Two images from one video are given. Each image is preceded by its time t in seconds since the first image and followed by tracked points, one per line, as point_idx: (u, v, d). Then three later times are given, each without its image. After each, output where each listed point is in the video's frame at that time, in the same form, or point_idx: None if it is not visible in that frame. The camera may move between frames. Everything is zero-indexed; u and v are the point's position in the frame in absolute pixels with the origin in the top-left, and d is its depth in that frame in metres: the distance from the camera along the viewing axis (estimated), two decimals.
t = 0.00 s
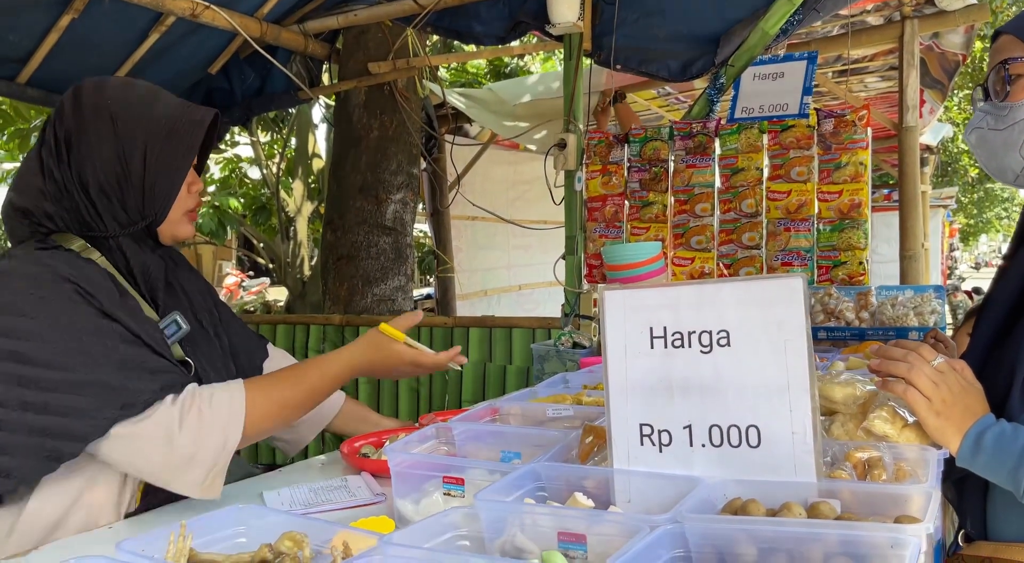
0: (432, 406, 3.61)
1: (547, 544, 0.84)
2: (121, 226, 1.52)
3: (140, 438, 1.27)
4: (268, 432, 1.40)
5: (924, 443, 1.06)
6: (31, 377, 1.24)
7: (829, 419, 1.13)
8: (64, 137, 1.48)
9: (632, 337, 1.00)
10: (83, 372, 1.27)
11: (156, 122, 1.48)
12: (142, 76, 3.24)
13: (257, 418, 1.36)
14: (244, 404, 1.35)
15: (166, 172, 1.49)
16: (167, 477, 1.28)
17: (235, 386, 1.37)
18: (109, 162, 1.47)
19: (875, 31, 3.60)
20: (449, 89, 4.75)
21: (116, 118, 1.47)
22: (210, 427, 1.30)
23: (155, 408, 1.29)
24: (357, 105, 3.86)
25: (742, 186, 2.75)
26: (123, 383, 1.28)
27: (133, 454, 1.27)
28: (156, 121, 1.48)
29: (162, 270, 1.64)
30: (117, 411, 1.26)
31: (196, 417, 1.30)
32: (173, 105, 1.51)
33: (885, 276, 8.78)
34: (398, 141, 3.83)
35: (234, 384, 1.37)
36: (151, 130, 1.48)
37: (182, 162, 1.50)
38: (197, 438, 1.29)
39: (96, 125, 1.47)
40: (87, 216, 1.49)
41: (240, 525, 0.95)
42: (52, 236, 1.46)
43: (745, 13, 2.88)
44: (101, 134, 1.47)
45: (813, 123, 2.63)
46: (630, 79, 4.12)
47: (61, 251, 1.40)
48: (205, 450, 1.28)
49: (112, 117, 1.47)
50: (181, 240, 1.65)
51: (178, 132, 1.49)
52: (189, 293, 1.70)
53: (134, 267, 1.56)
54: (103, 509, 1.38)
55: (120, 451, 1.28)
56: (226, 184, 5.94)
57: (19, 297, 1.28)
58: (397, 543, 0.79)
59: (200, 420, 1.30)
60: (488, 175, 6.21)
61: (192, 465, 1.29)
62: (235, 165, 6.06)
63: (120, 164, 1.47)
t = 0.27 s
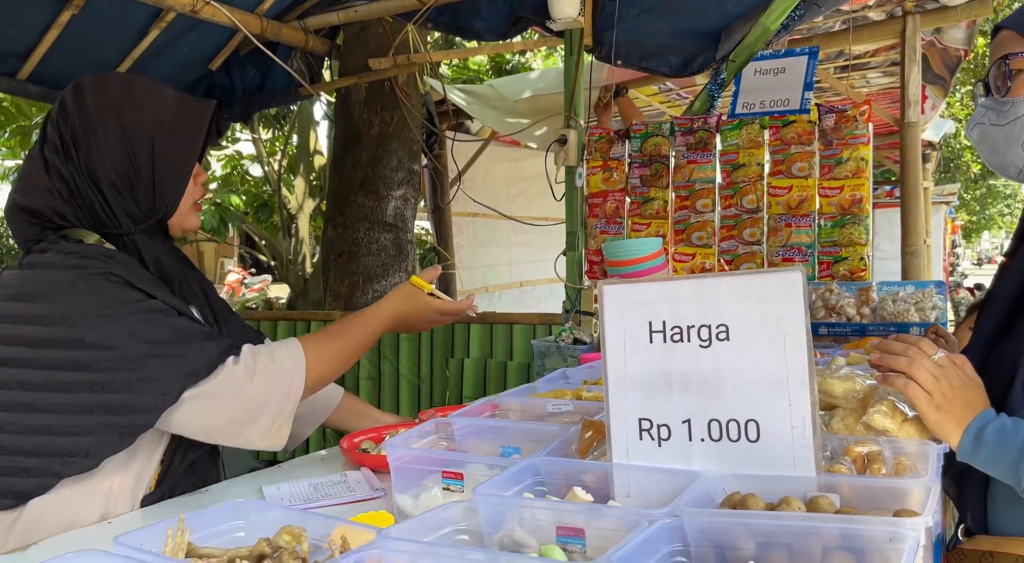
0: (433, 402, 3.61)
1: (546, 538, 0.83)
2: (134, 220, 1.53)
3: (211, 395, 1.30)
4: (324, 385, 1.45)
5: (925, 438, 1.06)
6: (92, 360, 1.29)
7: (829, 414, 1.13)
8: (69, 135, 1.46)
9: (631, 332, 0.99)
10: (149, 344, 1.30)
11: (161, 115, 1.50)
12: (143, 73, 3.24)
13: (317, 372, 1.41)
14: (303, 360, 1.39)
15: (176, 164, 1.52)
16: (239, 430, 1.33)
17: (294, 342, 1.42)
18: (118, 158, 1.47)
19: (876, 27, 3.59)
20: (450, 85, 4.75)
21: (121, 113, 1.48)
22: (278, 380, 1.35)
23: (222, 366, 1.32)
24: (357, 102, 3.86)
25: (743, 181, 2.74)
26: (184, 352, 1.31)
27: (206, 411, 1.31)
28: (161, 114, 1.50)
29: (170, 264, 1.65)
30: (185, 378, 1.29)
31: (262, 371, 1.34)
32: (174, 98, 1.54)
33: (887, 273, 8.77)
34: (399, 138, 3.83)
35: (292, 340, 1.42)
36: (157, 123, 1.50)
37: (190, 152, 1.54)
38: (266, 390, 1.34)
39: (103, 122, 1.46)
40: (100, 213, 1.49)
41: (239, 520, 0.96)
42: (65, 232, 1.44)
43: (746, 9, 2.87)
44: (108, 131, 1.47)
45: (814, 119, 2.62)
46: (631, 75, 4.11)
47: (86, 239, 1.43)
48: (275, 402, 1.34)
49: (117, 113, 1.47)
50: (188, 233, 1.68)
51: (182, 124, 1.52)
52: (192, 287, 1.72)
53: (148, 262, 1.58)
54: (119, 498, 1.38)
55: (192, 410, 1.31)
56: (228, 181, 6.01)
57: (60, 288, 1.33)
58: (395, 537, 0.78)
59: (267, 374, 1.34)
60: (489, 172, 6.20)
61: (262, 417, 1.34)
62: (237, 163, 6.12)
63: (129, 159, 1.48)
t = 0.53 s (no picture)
0: (434, 399, 3.62)
1: (546, 535, 0.84)
2: (142, 216, 1.54)
3: (226, 395, 1.33)
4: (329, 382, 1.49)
5: (924, 435, 1.06)
6: (108, 359, 1.29)
7: (828, 411, 1.13)
8: (73, 134, 1.45)
9: (631, 329, 0.99)
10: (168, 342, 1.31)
11: (163, 110, 1.48)
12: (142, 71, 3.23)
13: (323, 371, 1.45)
14: (313, 360, 1.43)
15: (179, 158, 1.50)
16: (253, 428, 1.36)
17: (301, 342, 1.45)
18: (123, 155, 1.46)
19: (877, 23, 3.58)
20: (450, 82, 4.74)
21: (123, 110, 1.46)
22: (288, 380, 1.38)
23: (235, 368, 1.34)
24: (357, 99, 3.85)
25: (743, 178, 2.72)
26: (201, 352, 1.32)
27: (221, 410, 1.34)
28: (163, 110, 1.48)
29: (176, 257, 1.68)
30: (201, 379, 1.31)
31: (274, 372, 1.37)
32: (173, 91, 1.51)
33: (888, 269, 8.76)
34: (399, 135, 3.83)
35: (299, 341, 1.45)
36: (159, 120, 1.48)
37: (194, 149, 1.51)
38: (279, 390, 1.37)
39: (106, 120, 1.45)
40: (109, 211, 1.50)
41: (239, 517, 0.96)
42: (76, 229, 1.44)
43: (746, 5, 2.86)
44: (111, 129, 1.46)
45: (814, 116, 2.61)
46: (631, 72, 4.11)
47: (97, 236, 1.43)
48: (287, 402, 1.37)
49: (119, 110, 1.46)
50: (195, 226, 1.67)
51: (184, 119, 1.50)
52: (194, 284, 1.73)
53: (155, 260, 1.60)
54: (134, 491, 1.39)
55: (208, 409, 1.34)
56: (229, 178, 6.00)
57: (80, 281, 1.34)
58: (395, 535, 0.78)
59: (278, 374, 1.37)
60: (490, 169, 6.20)
61: (275, 416, 1.37)
62: (237, 160, 6.12)
63: (134, 156, 1.48)
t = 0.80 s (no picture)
0: (434, 395, 3.62)
1: (546, 530, 0.84)
2: (130, 210, 1.54)
3: (121, 454, 1.23)
4: (241, 462, 1.36)
5: (925, 430, 1.06)
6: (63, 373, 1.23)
7: (828, 406, 1.13)
8: (62, 130, 1.50)
9: (631, 324, 0.99)
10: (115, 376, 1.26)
11: (140, 103, 1.48)
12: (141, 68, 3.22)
13: (235, 451, 1.33)
14: (225, 431, 1.32)
15: (157, 150, 1.48)
16: (143, 501, 1.23)
17: (220, 417, 1.35)
18: (103, 149, 1.49)
19: (878, 19, 3.57)
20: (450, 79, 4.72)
21: (103, 105, 1.48)
22: (189, 456, 1.26)
23: (141, 427, 1.25)
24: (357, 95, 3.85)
25: (744, 174, 2.72)
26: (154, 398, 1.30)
27: (110, 473, 1.22)
28: (141, 103, 1.48)
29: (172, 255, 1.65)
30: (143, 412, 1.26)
31: (179, 444, 1.26)
32: (153, 85, 1.51)
33: (888, 266, 8.76)
34: (399, 131, 3.82)
35: (218, 414, 1.35)
36: (138, 112, 1.48)
37: (172, 138, 1.48)
38: (176, 465, 1.24)
39: (87, 115, 1.48)
40: (99, 205, 1.52)
41: (238, 512, 0.95)
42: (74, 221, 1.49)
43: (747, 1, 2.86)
44: (93, 123, 1.48)
45: (815, 111, 2.60)
46: (631, 69, 4.10)
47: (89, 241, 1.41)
48: (187, 477, 1.24)
49: (99, 106, 1.48)
50: (189, 218, 1.62)
51: (162, 112, 1.48)
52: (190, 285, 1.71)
53: (150, 258, 1.60)
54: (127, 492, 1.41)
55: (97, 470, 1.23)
56: (229, 175, 5.95)
57: (41, 301, 1.27)
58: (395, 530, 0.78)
59: (183, 448, 1.26)
60: (490, 165, 6.19)
61: (172, 490, 1.24)
62: (238, 157, 6.06)
63: (114, 149, 1.49)
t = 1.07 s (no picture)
0: (433, 392, 3.62)
1: (542, 527, 0.83)
2: (115, 207, 1.52)
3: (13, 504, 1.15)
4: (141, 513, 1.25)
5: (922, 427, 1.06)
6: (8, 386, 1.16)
7: (826, 403, 1.13)
8: (52, 127, 1.50)
9: (628, 321, 0.99)
10: (36, 415, 1.17)
11: (131, 99, 1.50)
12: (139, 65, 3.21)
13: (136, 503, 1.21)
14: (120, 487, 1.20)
15: (146, 147, 1.49)
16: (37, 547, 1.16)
17: (126, 465, 1.23)
18: (91, 145, 1.48)
19: (877, 17, 3.57)
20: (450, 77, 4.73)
21: (93, 104, 1.49)
22: (82, 510, 1.15)
23: (37, 475, 1.16)
24: (355, 92, 3.84)
25: (742, 171, 2.73)
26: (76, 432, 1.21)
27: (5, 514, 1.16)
28: (129, 99, 1.50)
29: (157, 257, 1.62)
30: (54, 456, 1.18)
31: (71, 497, 1.15)
32: (144, 83, 1.53)
33: (887, 263, 8.76)
34: (397, 128, 3.81)
35: (124, 462, 1.23)
36: (126, 110, 1.49)
37: (162, 133, 1.48)
38: (67, 519, 1.14)
39: (76, 112, 1.49)
40: (82, 204, 1.50)
41: (234, 509, 0.95)
42: (54, 221, 1.47)
43: None
44: (81, 120, 1.49)
45: (814, 108, 2.61)
46: (630, 66, 4.09)
47: (53, 248, 1.38)
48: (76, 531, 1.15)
49: (89, 104, 1.49)
50: (179, 217, 1.63)
51: (152, 106, 1.50)
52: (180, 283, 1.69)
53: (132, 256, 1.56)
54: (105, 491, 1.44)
55: None
56: (228, 172, 5.93)
57: None
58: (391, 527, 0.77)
59: (76, 501, 1.15)
60: (489, 163, 6.19)
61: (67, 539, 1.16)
62: (237, 154, 6.04)
63: (101, 147, 1.49)
